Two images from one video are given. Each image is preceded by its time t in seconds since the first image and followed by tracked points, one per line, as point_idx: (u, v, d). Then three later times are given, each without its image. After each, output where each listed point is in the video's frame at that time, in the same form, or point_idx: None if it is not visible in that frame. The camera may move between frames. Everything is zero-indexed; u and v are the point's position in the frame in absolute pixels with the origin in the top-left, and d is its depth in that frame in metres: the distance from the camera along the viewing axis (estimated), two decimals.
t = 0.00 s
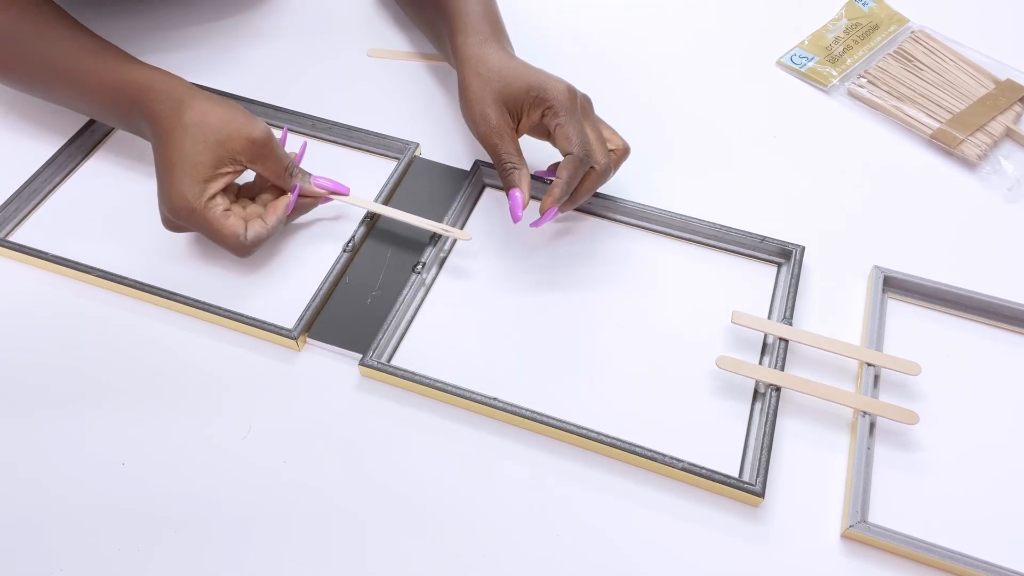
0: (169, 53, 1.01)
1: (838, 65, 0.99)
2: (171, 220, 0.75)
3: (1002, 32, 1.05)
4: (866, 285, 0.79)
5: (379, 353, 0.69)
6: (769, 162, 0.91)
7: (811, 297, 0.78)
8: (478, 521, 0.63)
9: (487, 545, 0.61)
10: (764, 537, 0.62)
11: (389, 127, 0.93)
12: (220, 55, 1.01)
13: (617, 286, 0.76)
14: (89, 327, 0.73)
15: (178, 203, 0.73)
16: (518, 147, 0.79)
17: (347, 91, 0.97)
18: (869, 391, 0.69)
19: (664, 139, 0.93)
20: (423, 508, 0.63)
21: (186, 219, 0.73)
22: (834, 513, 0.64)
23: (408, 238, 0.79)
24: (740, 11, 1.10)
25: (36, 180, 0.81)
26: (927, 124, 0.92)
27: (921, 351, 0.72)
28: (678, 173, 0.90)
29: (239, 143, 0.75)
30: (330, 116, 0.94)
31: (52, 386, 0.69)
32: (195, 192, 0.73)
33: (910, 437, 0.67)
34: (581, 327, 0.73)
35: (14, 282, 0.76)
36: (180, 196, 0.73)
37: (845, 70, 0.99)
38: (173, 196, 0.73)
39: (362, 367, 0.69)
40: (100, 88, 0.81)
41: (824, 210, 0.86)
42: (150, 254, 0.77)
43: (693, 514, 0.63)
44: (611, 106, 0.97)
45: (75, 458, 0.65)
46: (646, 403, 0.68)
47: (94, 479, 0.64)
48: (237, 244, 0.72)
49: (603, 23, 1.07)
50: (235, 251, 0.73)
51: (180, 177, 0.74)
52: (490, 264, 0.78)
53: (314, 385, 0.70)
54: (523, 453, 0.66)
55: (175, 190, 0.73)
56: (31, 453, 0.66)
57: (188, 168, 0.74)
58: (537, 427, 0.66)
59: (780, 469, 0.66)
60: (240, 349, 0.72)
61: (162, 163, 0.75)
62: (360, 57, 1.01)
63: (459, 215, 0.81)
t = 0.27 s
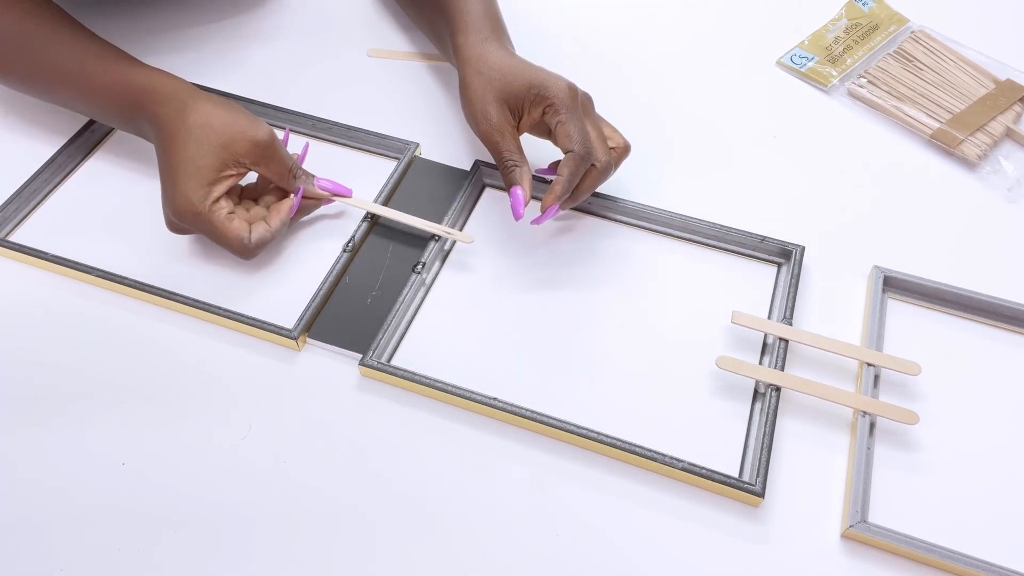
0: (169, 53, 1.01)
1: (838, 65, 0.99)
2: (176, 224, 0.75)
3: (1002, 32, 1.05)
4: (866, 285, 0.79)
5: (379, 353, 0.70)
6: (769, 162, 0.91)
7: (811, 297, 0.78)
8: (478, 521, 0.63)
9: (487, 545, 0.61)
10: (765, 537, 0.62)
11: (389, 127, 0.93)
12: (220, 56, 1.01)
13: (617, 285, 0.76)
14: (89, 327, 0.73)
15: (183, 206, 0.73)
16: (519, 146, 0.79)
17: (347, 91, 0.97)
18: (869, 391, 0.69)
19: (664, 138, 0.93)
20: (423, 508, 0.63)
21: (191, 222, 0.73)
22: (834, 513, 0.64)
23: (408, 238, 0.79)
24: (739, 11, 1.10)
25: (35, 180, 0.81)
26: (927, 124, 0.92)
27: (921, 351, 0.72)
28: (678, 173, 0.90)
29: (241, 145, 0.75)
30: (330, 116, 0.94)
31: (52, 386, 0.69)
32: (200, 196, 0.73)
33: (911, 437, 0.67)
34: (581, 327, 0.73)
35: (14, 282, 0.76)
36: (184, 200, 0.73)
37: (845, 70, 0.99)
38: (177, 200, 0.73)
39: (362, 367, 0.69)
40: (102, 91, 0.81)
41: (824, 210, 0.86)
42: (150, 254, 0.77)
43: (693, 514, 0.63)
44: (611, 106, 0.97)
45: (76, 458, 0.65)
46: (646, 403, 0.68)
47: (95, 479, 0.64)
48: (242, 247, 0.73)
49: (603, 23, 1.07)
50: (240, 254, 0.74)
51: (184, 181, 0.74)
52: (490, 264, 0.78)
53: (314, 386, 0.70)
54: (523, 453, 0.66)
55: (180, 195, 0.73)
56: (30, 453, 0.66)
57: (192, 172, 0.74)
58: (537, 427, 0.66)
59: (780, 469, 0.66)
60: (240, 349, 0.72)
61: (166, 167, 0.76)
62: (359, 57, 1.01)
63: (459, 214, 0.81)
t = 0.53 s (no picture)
0: (169, 54, 1.01)
1: (837, 65, 0.99)
2: (175, 231, 0.75)
3: (1004, 33, 1.05)
4: (866, 285, 0.79)
5: (379, 353, 0.70)
6: (768, 162, 0.91)
7: (811, 297, 0.78)
8: (478, 521, 0.63)
9: (487, 545, 0.61)
10: (764, 537, 0.62)
11: (389, 127, 0.93)
12: (220, 56, 1.01)
13: (617, 285, 0.76)
14: (89, 327, 0.73)
15: (181, 214, 0.73)
16: (518, 147, 0.79)
17: (347, 91, 0.97)
18: (869, 391, 0.69)
19: (664, 138, 0.93)
20: (423, 508, 0.63)
21: (190, 230, 0.73)
22: (834, 513, 0.64)
23: (408, 238, 0.79)
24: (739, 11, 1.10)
25: (35, 181, 0.81)
26: (927, 124, 0.92)
27: (921, 351, 0.72)
28: (678, 173, 0.90)
29: (236, 150, 0.75)
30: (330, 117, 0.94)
31: (52, 385, 0.69)
32: (198, 203, 0.73)
33: (911, 437, 0.67)
34: (580, 326, 0.73)
35: (14, 281, 0.76)
36: (182, 207, 0.73)
37: (844, 70, 0.99)
38: (176, 208, 0.73)
39: (362, 367, 0.69)
40: (100, 95, 0.81)
41: (824, 210, 0.86)
42: (150, 254, 0.77)
43: (693, 514, 0.63)
44: (611, 106, 0.97)
45: (75, 457, 0.65)
46: (646, 403, 0.68)
47: (94, 479, 0.64)
48: (241, 254, 0.73)
49: (603, 23, 1.07)
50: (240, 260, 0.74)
51: (181, 188, 0.74)
52: (490, 264, 0.78)
53: (314, 386, 0.70)
54: (523, 453, 0.66)
55: (177, 203, 0.73)
56: (30, 452, 0.66)
57: (189, 179, 0.74)
58: (537, 427, 0.66)
59: (780, 469, 0.66)
60: (240, 349, 0.72)
61: (164, 173, 0.76)
62: (360, 58, 1.02)
63: (459, 215, 0.81)
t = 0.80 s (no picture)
0: (169, 54, 1.01)
1: (837, 65, 0.99)
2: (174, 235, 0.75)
3: (1004, 33, 1.05)
4: (866, 284, 0.79)
5: (379, 353, 0.70)
6: (769, 162, 0.91)
7: (811, 297, 0.78)
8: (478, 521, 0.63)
9: (487, 546, 0.61)
10: (764, 537, 0.62)
11: (389, 127, 0.93)
12: (220, 56, 1.01)
13: (617, 285, 0.76)
14: (89, 327, 0.73)
15: (180, 220, 0.73)
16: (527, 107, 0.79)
17: (347, 91, 0.97)
18: (869, 391, 0.69)
19: (664, 138, 0.93)
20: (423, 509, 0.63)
21: (189, 235, 0.73)
22: (834, 513, 0.64)
23: (408, 238, 0.79)
24: (740, 11, 1.10)
25: (35, 181, 0.81)
26: (926, 124, 0.92)
27: (921, 351, 0.72)
28: (678, 173, 0.90)
29: (236, 156, 0.75)
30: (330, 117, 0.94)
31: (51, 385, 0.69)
32: (197, 209, 0.73)
33: (911, 437, 0.67)
34: (580, 326, 0.73)
35: (14, 282, 0.76)
36: (181, 213, 0.73)
37: (844, 69, 0.99)
38: (175, 213, 0.73)
39: (362, 367, 0.69)
40: (98, 100, 0.81)
41: (824, 211, 0.86)
42: (150, 254, 0.77)
43: (693, 515, 0.63)
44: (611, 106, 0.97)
45: (75, 457, 0.65)
46: (646, 403, 0.68)
47: (94, 478, 0.64)
48: (240, 259, 0.73)
49: (603, 22, 1.07)
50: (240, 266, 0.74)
51: (180, 194, 0.74)
52: (491, 264, 0.78)
53: (314, 386, 0.70)
54: (523, 453, 0.66)
55: (176, 209, 0.73)
56: (29, 453, 0.66)
57: (188, 184, 0.74)
58: (537, 427, 0.66)
59: (781, 469, 0.66)
60: (240, 349, 0.72)
61: (162, 178, 0.76)
62: (360, 58, 1.02)
63: (459, 215, 0.81)
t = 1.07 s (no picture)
0: (169, 54, 1.01)
1: (837, 65, 0.99)
2: (179, 229, 0.74)
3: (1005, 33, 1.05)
4: (866, 285, 0.79)
5: (379, 353, 0.70)
6: (769, 162, 0.91)
7: (811, 297, 0.78)
8: (478, 521, 0.63)
9: (486, 546, 0.61)
10: (764, 537, 0.62)
11: (390, 127, 0.94)
12: (220, 56, 1.01)
13: (617, 285, 0.76)
14: (89, 327, 0.73)
15: (189, 212, 0.72)
16: (540, 117, 0.80)
17: (348, 92, 0.97)
18: (869, 391, 0.69)
19: (664, 138, 0.93)
20: (423, 509, 0.63)
21: (195, 229, 0.73)
22: (834, 513, 0.64)
23: (408, 238, 0.79)
24: (740, 11, 1.10)
25: (36, 181, 0.81)
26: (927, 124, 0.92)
27: (921, 351, 0.72)
28: (678, 173, 0.90)
29: (251, 155, 0.76)
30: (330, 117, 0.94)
31: (51, 385, 0.69)
32: (207, 204, 0.73)
33: (911, 437, 0.67)
34: (580, 327, 0.73)
35: (14, 281, 0.76)
36: (191, 206, 0.73)
37: (843, 69, 0.99)
38: (185, 206, 0.73)
39: (362, 367, 0.69)
40: (109, 92, 0.81)
41: (824, 211, 0.86)
42: (151, 254, 0.77)
43: (693, 515, 0.63)
44: (611, 106, 0.97)
45: (76, 456, 0.65)
46: (646, 403, 0.68)
47: (94, 478, 0.64)
48: (241, 260, 0.72)
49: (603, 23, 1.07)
50: (239, 269, 0.73)
51: (191, 188, 0.74)
52: (491, 264, 0.78)
53: (314, 386, 0.70)
54: (523, 453, 0.66)
55: (185, 203, 0.73)
56: (29, 452, 0.66)
57: (200, 180, 0.74)
58: (537, 427, 0.66)
59: (780, 469, 0.66)
60: (240, 349, 0.72)
61: (171, 171, 0.75)
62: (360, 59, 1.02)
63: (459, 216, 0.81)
